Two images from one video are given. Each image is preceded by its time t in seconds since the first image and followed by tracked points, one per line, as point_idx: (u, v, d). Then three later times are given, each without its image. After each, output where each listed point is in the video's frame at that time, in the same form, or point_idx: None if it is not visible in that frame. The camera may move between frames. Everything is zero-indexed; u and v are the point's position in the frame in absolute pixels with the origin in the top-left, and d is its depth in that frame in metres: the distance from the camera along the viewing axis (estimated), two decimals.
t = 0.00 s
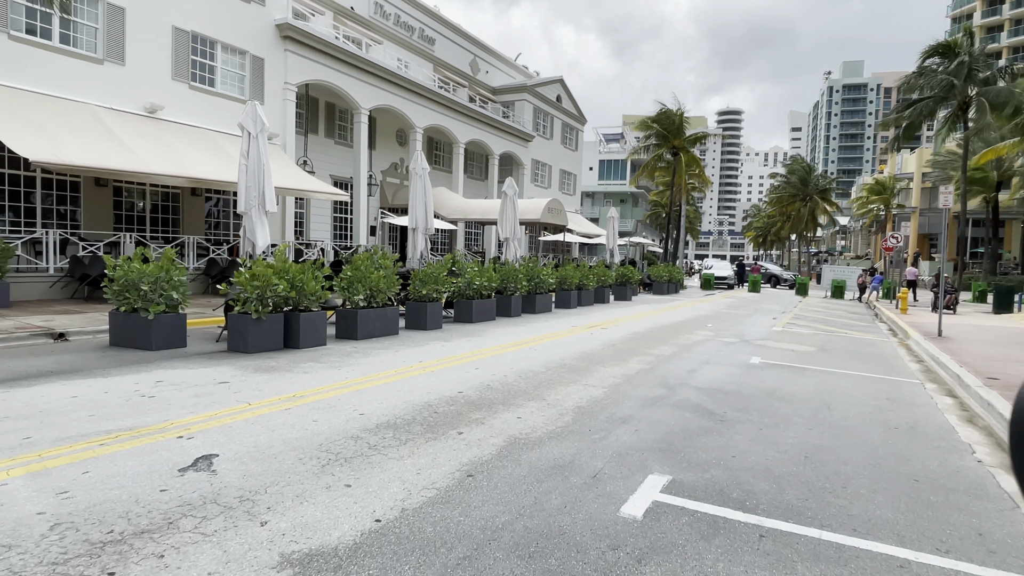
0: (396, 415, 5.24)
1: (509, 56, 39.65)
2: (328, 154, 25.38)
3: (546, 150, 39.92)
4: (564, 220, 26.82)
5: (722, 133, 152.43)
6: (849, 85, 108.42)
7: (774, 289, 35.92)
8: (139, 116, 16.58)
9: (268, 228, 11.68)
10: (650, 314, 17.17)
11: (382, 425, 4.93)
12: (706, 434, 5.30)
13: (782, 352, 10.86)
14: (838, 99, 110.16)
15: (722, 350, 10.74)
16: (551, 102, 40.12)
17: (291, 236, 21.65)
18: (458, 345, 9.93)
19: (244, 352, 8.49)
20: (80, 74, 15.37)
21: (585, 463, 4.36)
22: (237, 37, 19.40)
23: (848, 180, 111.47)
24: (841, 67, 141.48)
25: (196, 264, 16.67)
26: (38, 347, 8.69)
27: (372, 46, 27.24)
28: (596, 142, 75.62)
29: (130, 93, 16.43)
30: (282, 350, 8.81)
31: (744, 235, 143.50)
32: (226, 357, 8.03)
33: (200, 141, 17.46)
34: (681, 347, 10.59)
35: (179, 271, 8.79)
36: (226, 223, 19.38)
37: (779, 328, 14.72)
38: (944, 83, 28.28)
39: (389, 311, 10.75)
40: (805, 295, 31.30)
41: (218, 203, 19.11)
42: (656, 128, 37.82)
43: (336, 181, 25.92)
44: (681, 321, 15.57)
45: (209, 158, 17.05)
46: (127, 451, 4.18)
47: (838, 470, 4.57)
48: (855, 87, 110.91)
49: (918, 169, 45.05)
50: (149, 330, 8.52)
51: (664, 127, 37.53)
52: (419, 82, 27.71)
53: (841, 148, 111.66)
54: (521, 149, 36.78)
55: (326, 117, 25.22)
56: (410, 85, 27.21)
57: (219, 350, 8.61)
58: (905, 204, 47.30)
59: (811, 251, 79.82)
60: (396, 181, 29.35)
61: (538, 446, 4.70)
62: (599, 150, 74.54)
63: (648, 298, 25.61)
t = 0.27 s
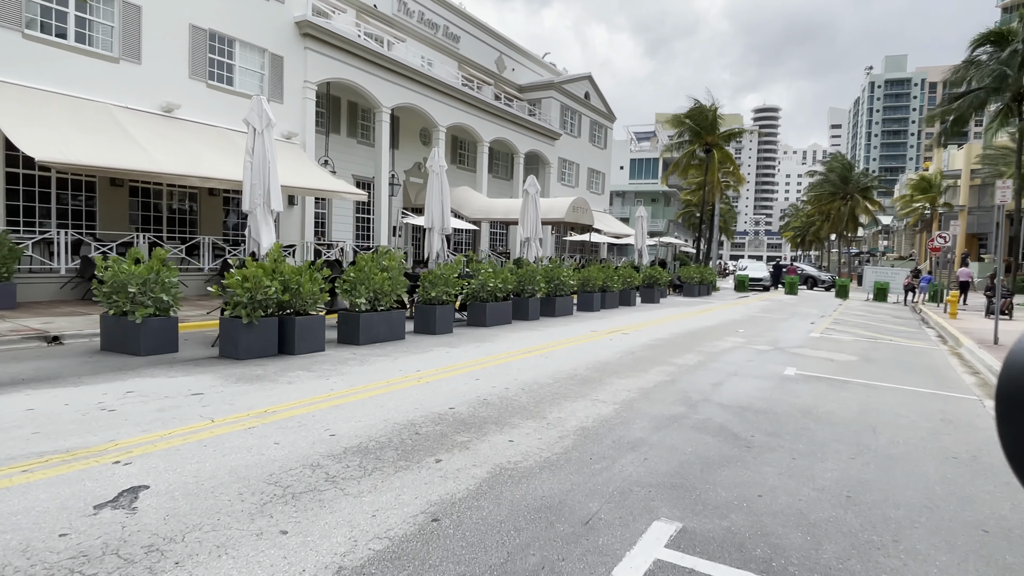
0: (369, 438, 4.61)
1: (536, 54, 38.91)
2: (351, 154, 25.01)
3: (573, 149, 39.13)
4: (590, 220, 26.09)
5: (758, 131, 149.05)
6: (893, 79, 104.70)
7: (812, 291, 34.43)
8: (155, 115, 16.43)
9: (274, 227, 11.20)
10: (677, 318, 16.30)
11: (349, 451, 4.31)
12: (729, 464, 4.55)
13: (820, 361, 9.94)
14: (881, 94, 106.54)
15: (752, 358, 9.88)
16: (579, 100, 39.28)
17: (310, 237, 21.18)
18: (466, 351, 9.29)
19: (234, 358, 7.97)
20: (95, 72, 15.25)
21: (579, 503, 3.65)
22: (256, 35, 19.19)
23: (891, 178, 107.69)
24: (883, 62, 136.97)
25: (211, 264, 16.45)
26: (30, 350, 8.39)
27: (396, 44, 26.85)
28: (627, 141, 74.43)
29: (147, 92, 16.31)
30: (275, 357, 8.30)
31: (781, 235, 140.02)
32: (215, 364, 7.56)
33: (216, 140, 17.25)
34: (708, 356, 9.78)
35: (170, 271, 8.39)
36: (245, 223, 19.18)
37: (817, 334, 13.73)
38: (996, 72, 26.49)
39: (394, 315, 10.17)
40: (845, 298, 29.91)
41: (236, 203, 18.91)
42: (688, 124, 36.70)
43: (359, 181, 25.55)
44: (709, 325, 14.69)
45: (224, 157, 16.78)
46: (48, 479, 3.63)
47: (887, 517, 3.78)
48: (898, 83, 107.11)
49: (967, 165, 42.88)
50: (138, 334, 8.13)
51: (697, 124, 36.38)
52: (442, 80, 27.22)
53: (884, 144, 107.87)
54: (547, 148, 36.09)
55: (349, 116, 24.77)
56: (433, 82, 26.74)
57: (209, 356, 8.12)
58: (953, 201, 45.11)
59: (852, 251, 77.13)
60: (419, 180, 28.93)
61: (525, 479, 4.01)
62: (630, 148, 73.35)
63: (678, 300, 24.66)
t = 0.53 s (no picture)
0: (320, 467, 4.02)
1: (558, 50, 38.13)
2: (367, 154, 24.61)
3: (595, 147, 38.31)
4: (610, 220, 25.37)
5: (788, 129, 145.95)
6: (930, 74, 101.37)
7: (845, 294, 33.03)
8: (162, 114, 16.17)
9: (270, 227, 10.77)
10: (699, 323, 15.45)
11: (290, 483, 3.72)
12: (739, 505, 3.84)
13: (852, 372, 9.08)
14: (917, 90, 103.25)
15: (776, 368, 9.07)
16: (602, 97, 38.41)
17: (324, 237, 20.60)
18: (463, 359, 8.66)
19: (213, 366, 7.45)
20: (100, 70, 15.04)
21: (547, 560, 2.99)
22: (267, 31, 18.87)
23: (927, 177, 104.32)
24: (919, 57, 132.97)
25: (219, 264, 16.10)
26: (8, 356, 8.02)
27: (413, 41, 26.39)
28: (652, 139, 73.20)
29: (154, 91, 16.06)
30: (257, 365, 7.74)
31: (811, 235, 136.82)
32: (189, 373, 7.07)
33: (224, 139, 16.94)
34: (727, 366, 9.00)
35: (150, 274, 7.93)
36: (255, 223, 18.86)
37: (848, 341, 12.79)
38: None
39: (389, 319, 9.58)
40: (879, 300, 28.62)
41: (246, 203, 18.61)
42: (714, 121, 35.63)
43: (374, 181, 25.15)
44: (732, 330, 13.83)
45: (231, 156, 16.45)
46: None
47: None
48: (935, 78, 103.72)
49: (1009, 162, 40.95)
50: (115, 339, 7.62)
51: (724, 120, 35.28)
52: (459, 77, 26.67)
53: (921, 141, 104.48)
54: (568, 146, 35.35)
55: (365, 116, 24.35)
56: (450, 80, 26.19)
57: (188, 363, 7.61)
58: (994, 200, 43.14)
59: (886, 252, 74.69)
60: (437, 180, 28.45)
61: (489, 523, 3.36)
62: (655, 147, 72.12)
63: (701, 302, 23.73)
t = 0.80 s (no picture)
0: (221, 506, 3.40)
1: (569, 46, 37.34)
2: (370, 152, 24.08)
3: (606, 144, 37.48)
4: (619, 218, 24.63)
5: (808, 127, 143.42)
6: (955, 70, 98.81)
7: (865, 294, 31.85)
8: (153, 109, 15.76)
9: (248, 225, 10.18)
10: (709, 326, 14.64)
11: (176, 529, 3.11)
12: (725, 558, 3.13)
13: (871, 382, 8.27)
14: (942, 86, 100.71)
15: (786, 377, 8.29)
16: (614, 93, 37.55)
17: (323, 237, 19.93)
18: (445, 366, 8.01)
19: (166, 374, 6.87)
20: (88, 64, 14.71)
21: None
22: (264, 25, 18.40)
23: (952, 175, 101.70)
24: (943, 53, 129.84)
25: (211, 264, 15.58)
26: None
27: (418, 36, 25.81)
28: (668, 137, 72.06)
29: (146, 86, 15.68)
30: (215, 372, 7.14)
31: (832, 235, 134.34)
32: (139, 381, 6.51)
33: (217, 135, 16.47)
34: (733, 375, 8.25)
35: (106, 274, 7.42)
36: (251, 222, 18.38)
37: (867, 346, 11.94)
38: None
39: (367, 321, 8.89)
40: (901, 302, 27.50)
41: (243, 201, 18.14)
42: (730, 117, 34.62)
43: (377, 179, 24.58)
44: (743, 334, 13.04)
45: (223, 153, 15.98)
46: None
47: None
48: (960, 74, 101.12)
49: None
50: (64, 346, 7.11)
51: (740, 115, 34.32)
52: (466, 72, 25.99)
53: (945, 139, 101.89)
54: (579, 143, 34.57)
55: (368, 112, 23.78)
56: (456, 76, 25.54)
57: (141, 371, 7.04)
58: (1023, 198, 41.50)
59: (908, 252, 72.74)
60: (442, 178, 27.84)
61: None
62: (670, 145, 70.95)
63: (713, 304, 22.87)
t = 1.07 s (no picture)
0: (52, 564, 2.74)
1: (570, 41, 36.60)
2: (362, 148, 23.44)
3: (608, 141, 36.70)
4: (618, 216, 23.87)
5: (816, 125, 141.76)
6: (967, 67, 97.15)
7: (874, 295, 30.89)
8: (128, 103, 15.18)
9: (207, 221, 9.54)
10: (709, 329, 13.86)
11: None
12: None
13: (878, 393, 7.51)
14: (953, 84, 99.10)
15: (784, 387, 7.55)
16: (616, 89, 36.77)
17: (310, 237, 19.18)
18: (408, 374, 7.30)
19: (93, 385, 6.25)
20: (58, 55, 14.13)
21: None
22: (247, 17, 17.81)
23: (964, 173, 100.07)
24: (955, 50, 128.01)
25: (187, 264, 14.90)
26: None
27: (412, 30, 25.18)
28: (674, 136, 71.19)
29: (122, 79, 15.12)
30: (148, 382, 6.50)
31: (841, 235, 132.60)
32: (59, 392, 5.88)
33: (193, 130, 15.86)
34: (726, 384, 7.52)
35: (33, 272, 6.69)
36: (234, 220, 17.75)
37: (875, 351, 11.16)
38: None
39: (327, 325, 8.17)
40: (912, 302, 26.60)
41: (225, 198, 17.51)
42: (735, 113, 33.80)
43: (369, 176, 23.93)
44: (743, 337, 12.28)
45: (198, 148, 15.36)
46: None
47: None
48: (972, 71, 99.54)
49: None
50: None
51: (745, 111, 33.51)
52: (461, 67, 25.27)
53: (957, 137, 100.20)
54: (579, 140, 33.81)
55: (360, 107, 23.16)
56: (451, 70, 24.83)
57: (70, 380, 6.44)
58: None
59: (920, 252, 71.31)
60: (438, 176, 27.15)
61: None
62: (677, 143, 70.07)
63: (716, 305, 22.06)
